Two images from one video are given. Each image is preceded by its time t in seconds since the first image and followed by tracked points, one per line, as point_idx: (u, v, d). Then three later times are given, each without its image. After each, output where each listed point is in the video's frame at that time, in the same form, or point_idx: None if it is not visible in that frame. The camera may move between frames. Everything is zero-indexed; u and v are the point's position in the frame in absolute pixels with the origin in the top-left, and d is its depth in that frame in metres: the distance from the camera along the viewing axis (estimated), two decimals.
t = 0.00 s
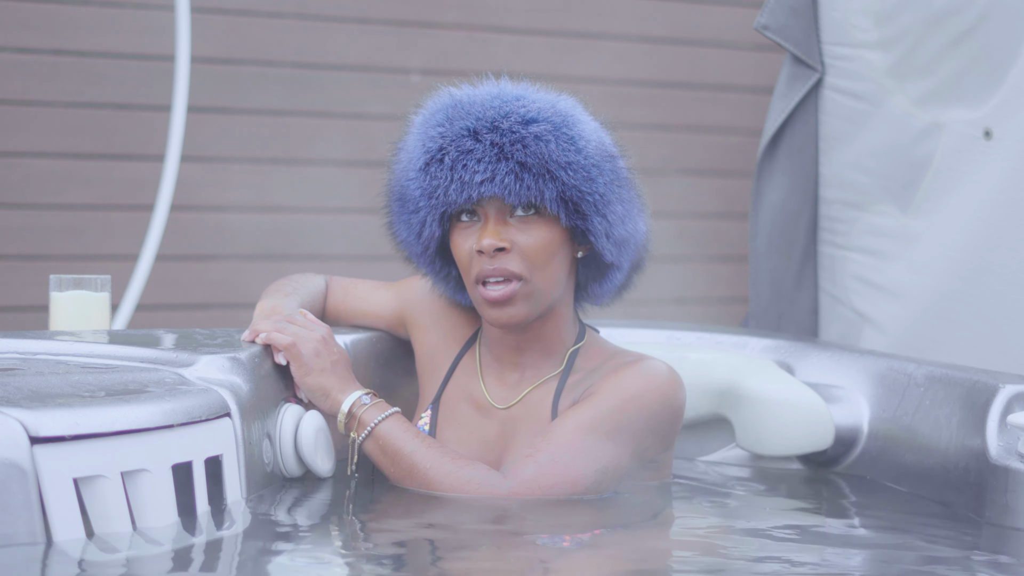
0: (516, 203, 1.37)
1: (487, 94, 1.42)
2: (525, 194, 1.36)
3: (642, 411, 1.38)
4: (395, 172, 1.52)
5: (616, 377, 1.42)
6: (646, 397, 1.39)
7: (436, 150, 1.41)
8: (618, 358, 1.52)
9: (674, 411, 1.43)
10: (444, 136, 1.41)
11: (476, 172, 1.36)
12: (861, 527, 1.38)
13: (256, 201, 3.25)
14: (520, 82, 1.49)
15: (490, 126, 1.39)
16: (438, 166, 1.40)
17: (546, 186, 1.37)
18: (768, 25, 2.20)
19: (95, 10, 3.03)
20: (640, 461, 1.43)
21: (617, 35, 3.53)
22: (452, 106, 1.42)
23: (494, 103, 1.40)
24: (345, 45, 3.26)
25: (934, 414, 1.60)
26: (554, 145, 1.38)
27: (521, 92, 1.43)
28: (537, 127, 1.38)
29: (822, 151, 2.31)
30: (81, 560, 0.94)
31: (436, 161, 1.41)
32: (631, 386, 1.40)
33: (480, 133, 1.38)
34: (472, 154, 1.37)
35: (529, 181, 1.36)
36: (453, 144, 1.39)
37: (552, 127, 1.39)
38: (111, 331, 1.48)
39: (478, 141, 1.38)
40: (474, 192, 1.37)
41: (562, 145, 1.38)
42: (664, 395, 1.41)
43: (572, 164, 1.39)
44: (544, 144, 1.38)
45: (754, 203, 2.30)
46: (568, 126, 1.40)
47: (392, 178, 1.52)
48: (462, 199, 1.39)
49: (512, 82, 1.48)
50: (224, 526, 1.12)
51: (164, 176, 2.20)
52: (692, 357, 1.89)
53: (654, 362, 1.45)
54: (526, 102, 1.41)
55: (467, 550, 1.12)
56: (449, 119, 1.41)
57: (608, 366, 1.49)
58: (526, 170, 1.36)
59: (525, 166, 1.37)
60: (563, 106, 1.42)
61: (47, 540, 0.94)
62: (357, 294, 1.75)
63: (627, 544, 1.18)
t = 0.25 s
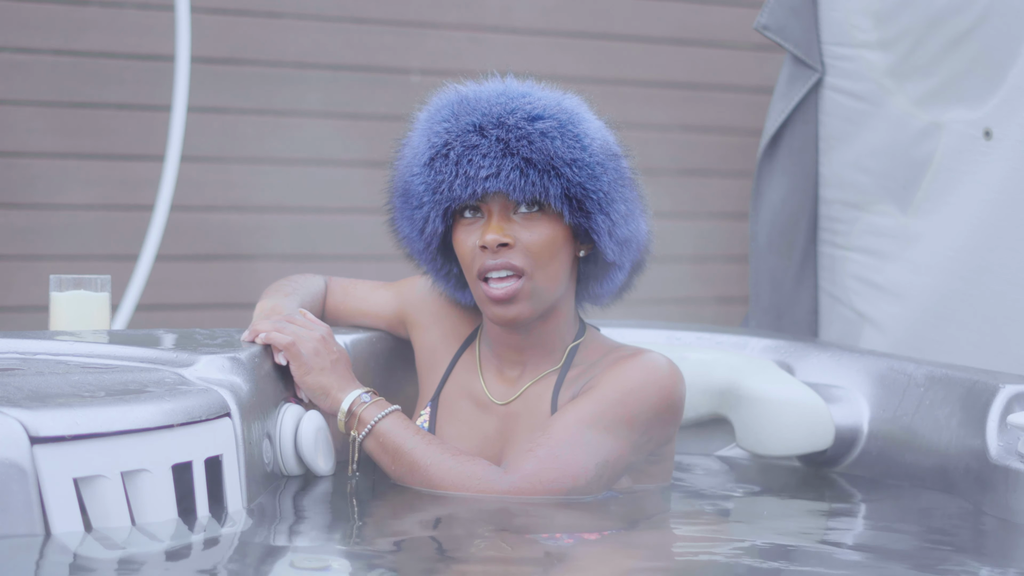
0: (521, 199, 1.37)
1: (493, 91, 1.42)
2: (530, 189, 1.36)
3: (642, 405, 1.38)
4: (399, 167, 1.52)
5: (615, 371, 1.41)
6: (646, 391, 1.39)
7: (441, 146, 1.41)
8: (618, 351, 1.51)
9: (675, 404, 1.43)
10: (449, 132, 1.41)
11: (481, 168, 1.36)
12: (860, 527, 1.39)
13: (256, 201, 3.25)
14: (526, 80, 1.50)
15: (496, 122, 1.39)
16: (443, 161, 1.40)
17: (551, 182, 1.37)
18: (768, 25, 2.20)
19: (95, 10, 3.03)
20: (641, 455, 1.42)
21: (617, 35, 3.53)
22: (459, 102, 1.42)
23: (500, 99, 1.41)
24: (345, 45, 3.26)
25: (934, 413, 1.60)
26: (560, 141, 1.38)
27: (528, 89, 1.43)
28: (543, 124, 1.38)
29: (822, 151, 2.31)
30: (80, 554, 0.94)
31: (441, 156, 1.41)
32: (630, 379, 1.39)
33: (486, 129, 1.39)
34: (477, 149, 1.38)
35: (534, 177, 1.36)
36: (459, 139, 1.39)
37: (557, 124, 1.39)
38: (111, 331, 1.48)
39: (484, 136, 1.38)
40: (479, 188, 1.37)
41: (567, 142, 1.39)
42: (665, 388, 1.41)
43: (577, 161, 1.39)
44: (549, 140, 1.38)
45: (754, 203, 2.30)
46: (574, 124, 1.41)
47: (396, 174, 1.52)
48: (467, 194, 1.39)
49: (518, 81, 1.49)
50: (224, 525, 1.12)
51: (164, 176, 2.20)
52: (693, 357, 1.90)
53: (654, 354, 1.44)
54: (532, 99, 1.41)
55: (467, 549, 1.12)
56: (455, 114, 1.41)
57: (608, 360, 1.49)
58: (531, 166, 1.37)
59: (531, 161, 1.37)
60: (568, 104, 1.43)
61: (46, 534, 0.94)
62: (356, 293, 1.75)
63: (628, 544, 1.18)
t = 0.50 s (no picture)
0: (519, 196, 1.37)
1: (490, 89, 1.43)
2: (528, 187, 1.36)
3: (642, 403, 1.38)
4: (397, 167, 1.52)
5: (614, 369, 1.41)
6: (645, 388, 1.39)
7: (439, 144, 1.41)
8: (617, 348, 1.51)
9: (675, 401, 1.43)
10: (446, 130, 1.41)
11: (479, 165, 1.37)
12: (861, 527, 1.39)
13: (256, 201, 3.25)
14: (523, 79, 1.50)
15: (494, 120, 1.39)
16: (441, 160, 1.40)
17: (549, 179, 1.37)
18: (768, 25, 2.20)
19: (95, 10, 3.03)
20: (642, 452, 1.42)
21: (617, 35, 3.53)
22: (456, 100, 1.43)
23: (498, 97, 1.41)
24: (345, 45, 3.26)
25: (934, 413, 1.60)
26: (558, 139, 1.38)
27: (525, 88, 1.44)
28: (541, 121, 1.39)
29: (822, 151, 2.31)
30: (81, 561, 0.94)
31: (439, 154, 1.41)
32: (629, 377, 1.39)
33: (483, 127, 1.39)
34: (475, 147, 1.38)
35: (532, 174, 1.36)
36: (456, 137, 1.40)
37: (555, 122, 1.40)
38: (111, 331, 1.48)
39: (481, 134, 1.38)
40: (477, 185, 1.37)
41: (565, 140, 1.39)
42: (664, 386, 1.40)
43: (574, 158, 1.39)
44: (547, 138, 1.38)
45: (754, 202, 2.29)
46: (571, 121, 1.41)
47: (394, 173, 1.52)
48: (465, 192, 1.39)
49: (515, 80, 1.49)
50: (224, 525, 1.12)
51: (165, 176, 2.20)
52: (692, 357, 1.90)
53: (652, 351, 1.44)
54: (529, 97, 1.41)
55: (467, 549, 1.12)
56: (452, 113, 1.42)
57: (607, 357, 1.49)
58: (529, 163, 1.37)
59: (528, 159, 1.37)
60: (565, 102, 1.43)
61: (47, 541, 0.94)
62: (357, 293, 1.75)
63: (628, 544, 1.18)
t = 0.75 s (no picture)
0: (516, 197, 1.37)
1: (486, 90, 1.43)
2: (525, 187, 1.37)
3: (641, 404, 1.38)
4: (394, 169, 1.52)
5: (614, 370, 1.41)
6: (645, 390, 1.39)
7: (435, 145, 1.41)
8: (616, 350, 1.51)
9: (674, 402, 1.43)
10: (443, 131, 1.41)
11: (475, 166, 1.37)
12: (861, 527, 1.39)
13: (256, 201, 3.25)
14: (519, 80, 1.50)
15: (490, 120, 1.39)
16: (438, 161, 1.41)
17: (545, 179, 1.37)
18: (768, 25, 2.20)
19: (95, 10, 3.03)
20: (641, 454, 1.42)
21: (617, 35, 3.53)
22: (452, 102, 1.43)
23: (493, 98, 1.41)
24: (345, 46, 3.26)
25: (934, 413, 1.60)
26: (553, 139, 1.39)
27: (520, 88, 1.44)
28: (536, 121, 1.39)
29: (822, 151, 2.30)
30: (80, 558, 0.94)
31: (435, 156, 1.41)
32: (629, 378, 1.39)
33: (479, 127, 1.39)
34: (471, 148, 1.38)
35: (528, 175, 1.36)
36: (453, 138, 1.40)
37: (551, 122, 1.40)
38: (111, 331, 1.48)
39: (478, 135, 1.39)
40: (473, 186, 1.37)
41: (561, 139, 1.39)
42: (663, 387, 1.41)
43: (571, 158, 1.39)
44: (542, 137, 1.38)
45: (754, 202, 2.29)
46: (567, 121, 1.41)
47: (391, 175, 1.52)
48: (462, 193, 1.39)
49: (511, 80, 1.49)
50: (223, 526, 1.12)
51: (164, 176, 2.20)
52: (692, 357, 1.90)
53: (652, 353, 1.44)
54: (525, 97, 1.42)
55: (468, 550, 1.12)
56: (449, 114, 1.42)
57: (607, 359, 1.49)
58: (525, 163, 1.37)
59: (525, 159, 1.37)
60: (561, 102, 1.43)
61: (47, 536, 0.94)
62: (357, 293, 1.75)
63: (627, 545, 1.18)
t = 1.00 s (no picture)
0: (514, 197, 1.37)
1: (483, 91, 1.43)
2: (522, 188, 1.36)
3: (641, 404, 1.38)
4: (392, 171, 1.52)
5: (614, 370, 1.41)
6: (645, 390, 1.38)
7: (433, 147, 1.41)
8: (616, 350, 1.51)
9: (674, 403, 1.42)
10: (441, 133, 1.41)
11: (473, 167, 1.37)
12: (860, 527, 1.39)
13: (256, 201, 3.25)
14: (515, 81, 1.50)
15: (487, 121, 1.39)
16: (435, 162, 1.41)
17: (543, 179, 1.37)
18: (768, 25, 2.19)
19: (95, 10, 3.03)
20: (641, 454, 1.42)
21: (618, 35, 3.53)
22: (449, 103, 1.43)
23: (491, 99, 1.41)
24: (345, 46, 3.26)
25: (934, 414, 1.60)
26: (551, 139, 1.39)
27: (518, 89, 1.44)
28: (533, 122, 1.39)
29: (822, 150, 2.30)
30: (80, 561, 0.94)
31: (433, 157, 1.41)
32: (629, 379, 1.39)
33: (476, 129, 1.39)
34: (468, 149, 1.38)
35: (525, 175, 1.36)
36: (450, 140, 1.40)
37: (548, 122, 1.40)
38: (111, 331, 1.48)
39: (475, 136, 1.39)
40: (471, 187, 1.38)
41: (558, 140, 1.39)
42: (663, 387, 1.40)
43: (568, 158, 1.39)
44: (540, 138, 1.38)
45: (754, 203, 2.29)
46: (564, 122, 1.41)
47: (389, 177, 1.52)
48: (460, 195, 1.39)
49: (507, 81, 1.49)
50: (224, 528, 1.12)
51: (164, 176, 2.20)
52: (693, 357, 1.90)
53: (652, 353, 1.44)
54: (522, 98, 1.42)
55: (468, 551, 1.12)
56: (446, 115, 1.42)
57: (607, 360, 1.49)
58: (522, 164, 1.37)
59: (522, 159, 1.37)
60: (558, 102, 1.43)
61: (47, 539, 0.94)
62: (357, 293, 1.75)
63: (627, 546, 1.18)
